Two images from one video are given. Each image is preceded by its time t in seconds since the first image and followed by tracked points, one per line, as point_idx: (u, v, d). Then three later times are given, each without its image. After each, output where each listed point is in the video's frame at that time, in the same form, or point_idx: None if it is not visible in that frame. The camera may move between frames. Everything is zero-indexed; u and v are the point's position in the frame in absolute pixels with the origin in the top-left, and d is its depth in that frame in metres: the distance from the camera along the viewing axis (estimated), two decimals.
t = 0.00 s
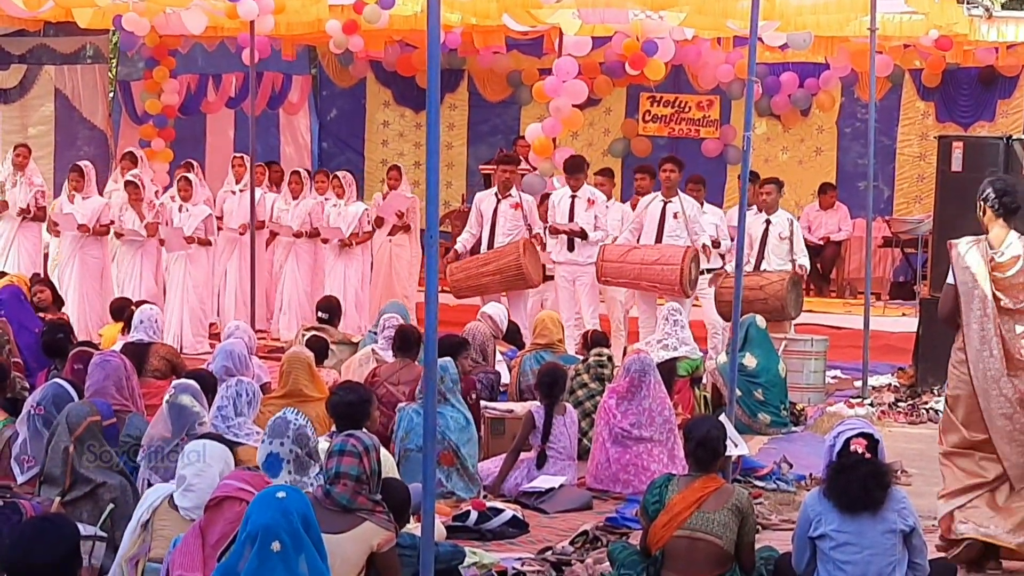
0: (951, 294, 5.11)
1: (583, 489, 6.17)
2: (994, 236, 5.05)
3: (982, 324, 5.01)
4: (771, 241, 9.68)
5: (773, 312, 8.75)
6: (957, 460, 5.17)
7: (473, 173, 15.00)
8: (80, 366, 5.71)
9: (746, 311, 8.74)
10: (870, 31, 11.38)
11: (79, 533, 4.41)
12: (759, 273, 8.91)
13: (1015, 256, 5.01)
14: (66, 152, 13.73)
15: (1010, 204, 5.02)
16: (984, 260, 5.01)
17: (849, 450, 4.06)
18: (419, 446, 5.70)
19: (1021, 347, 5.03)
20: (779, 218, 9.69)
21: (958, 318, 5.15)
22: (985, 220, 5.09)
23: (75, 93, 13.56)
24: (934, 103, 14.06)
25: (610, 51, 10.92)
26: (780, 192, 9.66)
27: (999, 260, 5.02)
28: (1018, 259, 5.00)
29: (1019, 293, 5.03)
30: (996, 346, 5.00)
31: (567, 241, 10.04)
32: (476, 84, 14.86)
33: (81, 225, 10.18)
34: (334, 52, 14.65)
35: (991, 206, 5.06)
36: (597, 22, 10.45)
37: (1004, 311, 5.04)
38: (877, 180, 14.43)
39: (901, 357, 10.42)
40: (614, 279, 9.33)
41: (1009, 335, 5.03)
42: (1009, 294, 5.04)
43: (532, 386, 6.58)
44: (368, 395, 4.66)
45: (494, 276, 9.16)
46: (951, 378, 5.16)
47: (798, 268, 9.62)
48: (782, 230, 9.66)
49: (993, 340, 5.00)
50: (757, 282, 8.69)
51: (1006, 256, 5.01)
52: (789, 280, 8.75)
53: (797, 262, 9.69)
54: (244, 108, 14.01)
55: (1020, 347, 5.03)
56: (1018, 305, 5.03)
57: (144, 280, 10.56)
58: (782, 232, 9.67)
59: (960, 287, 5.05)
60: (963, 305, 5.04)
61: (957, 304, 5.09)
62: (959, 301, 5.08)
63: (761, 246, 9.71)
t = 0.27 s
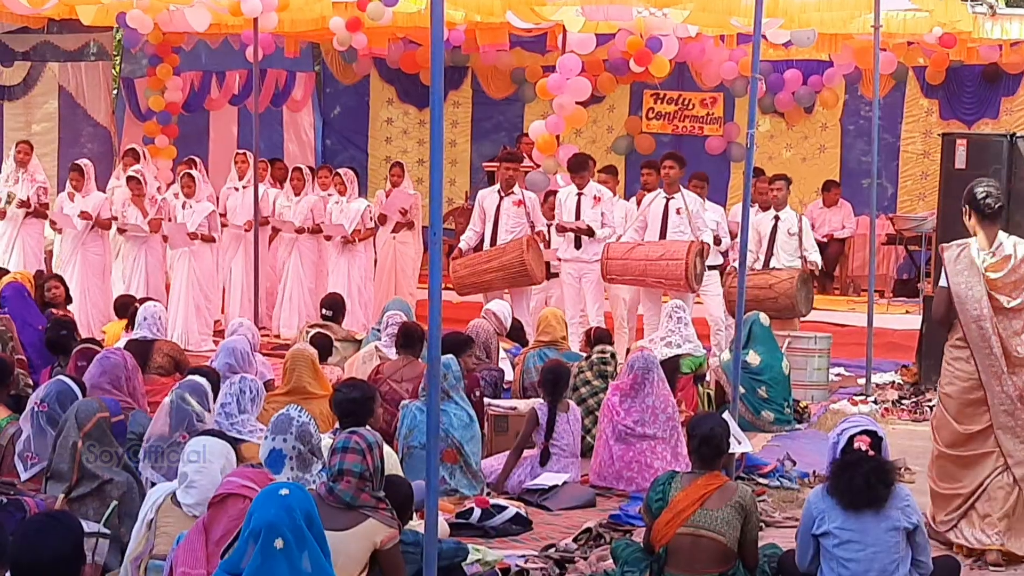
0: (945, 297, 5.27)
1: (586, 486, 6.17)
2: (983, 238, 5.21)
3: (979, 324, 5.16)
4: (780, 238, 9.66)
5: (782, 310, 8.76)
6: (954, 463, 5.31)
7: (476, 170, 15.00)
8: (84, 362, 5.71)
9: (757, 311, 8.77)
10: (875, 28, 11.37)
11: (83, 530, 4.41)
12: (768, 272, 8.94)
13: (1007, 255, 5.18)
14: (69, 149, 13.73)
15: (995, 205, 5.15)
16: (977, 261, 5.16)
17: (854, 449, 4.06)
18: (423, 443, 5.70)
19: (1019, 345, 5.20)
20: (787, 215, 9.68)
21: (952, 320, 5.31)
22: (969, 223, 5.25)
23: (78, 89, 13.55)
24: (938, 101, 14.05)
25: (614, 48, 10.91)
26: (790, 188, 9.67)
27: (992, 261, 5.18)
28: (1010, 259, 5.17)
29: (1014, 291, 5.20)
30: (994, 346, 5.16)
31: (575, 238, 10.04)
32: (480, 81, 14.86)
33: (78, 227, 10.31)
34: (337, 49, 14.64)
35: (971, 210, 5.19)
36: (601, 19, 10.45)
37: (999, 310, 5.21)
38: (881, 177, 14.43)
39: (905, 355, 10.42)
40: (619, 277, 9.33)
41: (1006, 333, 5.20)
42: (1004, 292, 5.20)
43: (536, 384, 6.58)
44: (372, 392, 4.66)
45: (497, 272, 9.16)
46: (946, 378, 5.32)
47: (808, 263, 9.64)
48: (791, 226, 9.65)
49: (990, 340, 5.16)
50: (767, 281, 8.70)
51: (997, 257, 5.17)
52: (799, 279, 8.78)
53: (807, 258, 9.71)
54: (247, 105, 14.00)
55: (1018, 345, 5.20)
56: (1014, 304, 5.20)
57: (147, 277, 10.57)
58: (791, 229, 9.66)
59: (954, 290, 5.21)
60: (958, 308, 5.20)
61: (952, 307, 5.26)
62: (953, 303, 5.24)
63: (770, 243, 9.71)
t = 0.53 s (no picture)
0: (926, 292, 5.33)
1: (588, 484, 6.17)
2: (962, 234, 5.29)
3: (961, 319, 5.24)
4: (792, 238, 9.66)
5: (792, 308, 8.75)
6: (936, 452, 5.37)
7: (479, 168, 15.00)
8: (87, 360, 5.71)
9: (766, 308, 8.75)
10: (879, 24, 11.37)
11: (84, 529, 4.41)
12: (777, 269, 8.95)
13: (986, 251, 5.28)
14: (73, 147, 13.74)
15: (973, 201, 5.22)
16: (957, 257, 5.25)
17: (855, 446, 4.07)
18: (425, 441, 5.70)
19: (997, 340, 5.31)
20: (799, 215, 9.67)
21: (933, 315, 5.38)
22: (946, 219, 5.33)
23: (81, 87, 13.56)
24: (941, 98, 14.03)
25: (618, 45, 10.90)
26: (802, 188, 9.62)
27: (971, 257, 5.27)
28: (989, 255, 5.27)
29: (994, 287, 5.30)
30: (976, 340, 5.25)
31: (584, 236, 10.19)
32: (483, 79, 14.86)
33: (82, 224, 10.30)
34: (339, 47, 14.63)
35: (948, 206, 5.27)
36: (604, 16, 10.44)
37: (979, 305, 5.31)
38: (884, 174, 14.42)
39: (908, 352, 10.41)
40: (625, 275, 9.30)
41: (987, 327, 5.30)
42: (984, 287, 5.30)
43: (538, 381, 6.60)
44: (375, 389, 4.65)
45: (501, 270, 9.16)
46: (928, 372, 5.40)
47: (820, 263, 9.62)
48: (803, 226, 9.64)
49: (972, 334, 5.24)
50: (777, 278, 8.70)
51: (975, 253, 5.27)
52: (808, 277, 8.78)
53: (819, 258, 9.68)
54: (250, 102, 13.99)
55: (996, 338, 5.31)
56: (994, 298, 5.30)
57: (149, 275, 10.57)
58: (803, 228, 9.66)
59: (935, 286, 5.28)
60: (939, 303, 5.27)
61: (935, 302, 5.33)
62: (935, 298, 5.31)
63: (782, 243, 9.72)
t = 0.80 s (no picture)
0: (910, 283, 5.45)
1: (590, 482, 6.20)
2: (948, 228, 5.37)
3: (940, 309, 5.32)
4: (800, 236, 9.69)
5: (798, 306, 8.78)
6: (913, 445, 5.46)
7: (480, 167, 15.04)
8: (91, 359, 5.74)
9: (772, 306, 8.79)
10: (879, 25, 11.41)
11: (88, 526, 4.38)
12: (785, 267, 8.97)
13: (969, 245, 5.36)
14: (76, 147, 13.77)
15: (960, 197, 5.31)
16: (940, 248, 5.34)
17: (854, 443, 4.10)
18: (427, 439, 5.73)
19: (977, 332, 5.37)
20: (806, 214, 9.72)
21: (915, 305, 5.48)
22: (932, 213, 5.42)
23: (85, 87, 13.59)
24: (940, 98, 14.06)
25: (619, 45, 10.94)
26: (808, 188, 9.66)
27: (955, 249, 5.36)
28: (973, 248, 5.36)
29: (977, 279, 5.37)
30: (955, 331, 5.31)
31: (594, 236, 10.15)
32: (485, 79, 14.85)
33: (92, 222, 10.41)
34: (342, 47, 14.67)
35: (936, 200, 5.37)
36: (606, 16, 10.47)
37: (961, 297, 5.38)
38: (884, 174, 14.45)
39: (909, 351, 10.45)
40: (634, 275, 9.30)
41: (966, 319, 5.37)
42: (967, 280, 5.37)
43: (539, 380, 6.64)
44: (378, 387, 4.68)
45: (506, 270, 9.19)
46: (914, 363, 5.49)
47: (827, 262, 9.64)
48: (809, 225, 9.68)
49: (953, 325, 5.31)
50: (784, 277, 8.74)
51: (960, 247, 5.36)
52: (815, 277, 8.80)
53: (825, 257, 9.72)
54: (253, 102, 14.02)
55: (974, 330, 5.37)
56: (976, 290, 5.37)
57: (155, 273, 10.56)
58: (810, 228, 9.69)
59: (920, 276, 5.36)
60: (922, 293, 5.35)
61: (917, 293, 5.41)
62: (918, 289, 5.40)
63: (789, 242, 9.74)
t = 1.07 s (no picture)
0: (898, 278, 5.52)
1: (587, 479, 6.23)
2: (936, 227, 5.48)
3: (926, 305, 5.43)
4: (799, 234, 9.71)
5: (799, 304, 8.78)
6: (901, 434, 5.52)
7: (478, 166, 15.05)
8: (89, 356, 5.78)
9: (773, 305, 8.81)
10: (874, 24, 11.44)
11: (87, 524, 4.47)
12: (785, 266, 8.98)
13: (956, 246, 5.49)
14: (75, 145, 13.79)
15: (950, 197, 5.42)
16: (930, 246, 5.45)
17: (851, 441, 4.13)
18: (424, 436, 5.76)
19: (961, 330, 5.49)
20: (805, 212, 9.73)
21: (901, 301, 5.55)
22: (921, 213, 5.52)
23: (84, 86, 13.62)
24: (937, 96, 14.09)
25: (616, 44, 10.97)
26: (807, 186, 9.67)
27: (943, 248, 5.48)
28: (960, 248, 5.49)
29: (961, 279, 5.51)
30: (940, 327, 5.42)
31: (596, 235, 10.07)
32: (482, 77, 14.86)
33: (98, 221, 10.43)
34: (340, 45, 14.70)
35: (928, 199, 5.46)
36: (602, 15, 10.50)
37: (946, 295, 5.51)
38: (880, 172, 14.46)
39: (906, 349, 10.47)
40: (641, 277, 9.30)
41: (950, 317, 5.50)
42: (952, 278, 5.50)
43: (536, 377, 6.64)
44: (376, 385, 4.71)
45: (508, 269, 9.20)
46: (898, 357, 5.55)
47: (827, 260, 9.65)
48: (808, 223, 9.69)
49: (938, 321, 5.43)
50: (785, 276, 8.75)
51: (947, 245, 5.48)
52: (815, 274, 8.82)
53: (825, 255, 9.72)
54: (251, 101, 14.06)
55: (959, 326, 5.50)
56: (960, 289, 5.50)
57: (158, 270, 10.59)
58: (810, 225, 9.71)
59: (908, 273, 5.47)
60: (910, 289, 5.46)
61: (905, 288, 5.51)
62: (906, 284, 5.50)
63: (789, 240, 9.76)
